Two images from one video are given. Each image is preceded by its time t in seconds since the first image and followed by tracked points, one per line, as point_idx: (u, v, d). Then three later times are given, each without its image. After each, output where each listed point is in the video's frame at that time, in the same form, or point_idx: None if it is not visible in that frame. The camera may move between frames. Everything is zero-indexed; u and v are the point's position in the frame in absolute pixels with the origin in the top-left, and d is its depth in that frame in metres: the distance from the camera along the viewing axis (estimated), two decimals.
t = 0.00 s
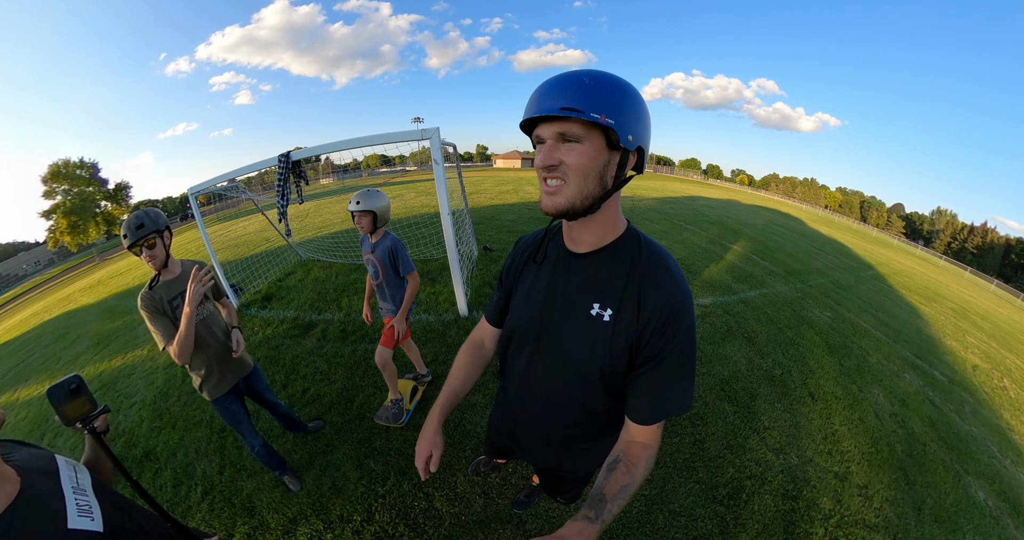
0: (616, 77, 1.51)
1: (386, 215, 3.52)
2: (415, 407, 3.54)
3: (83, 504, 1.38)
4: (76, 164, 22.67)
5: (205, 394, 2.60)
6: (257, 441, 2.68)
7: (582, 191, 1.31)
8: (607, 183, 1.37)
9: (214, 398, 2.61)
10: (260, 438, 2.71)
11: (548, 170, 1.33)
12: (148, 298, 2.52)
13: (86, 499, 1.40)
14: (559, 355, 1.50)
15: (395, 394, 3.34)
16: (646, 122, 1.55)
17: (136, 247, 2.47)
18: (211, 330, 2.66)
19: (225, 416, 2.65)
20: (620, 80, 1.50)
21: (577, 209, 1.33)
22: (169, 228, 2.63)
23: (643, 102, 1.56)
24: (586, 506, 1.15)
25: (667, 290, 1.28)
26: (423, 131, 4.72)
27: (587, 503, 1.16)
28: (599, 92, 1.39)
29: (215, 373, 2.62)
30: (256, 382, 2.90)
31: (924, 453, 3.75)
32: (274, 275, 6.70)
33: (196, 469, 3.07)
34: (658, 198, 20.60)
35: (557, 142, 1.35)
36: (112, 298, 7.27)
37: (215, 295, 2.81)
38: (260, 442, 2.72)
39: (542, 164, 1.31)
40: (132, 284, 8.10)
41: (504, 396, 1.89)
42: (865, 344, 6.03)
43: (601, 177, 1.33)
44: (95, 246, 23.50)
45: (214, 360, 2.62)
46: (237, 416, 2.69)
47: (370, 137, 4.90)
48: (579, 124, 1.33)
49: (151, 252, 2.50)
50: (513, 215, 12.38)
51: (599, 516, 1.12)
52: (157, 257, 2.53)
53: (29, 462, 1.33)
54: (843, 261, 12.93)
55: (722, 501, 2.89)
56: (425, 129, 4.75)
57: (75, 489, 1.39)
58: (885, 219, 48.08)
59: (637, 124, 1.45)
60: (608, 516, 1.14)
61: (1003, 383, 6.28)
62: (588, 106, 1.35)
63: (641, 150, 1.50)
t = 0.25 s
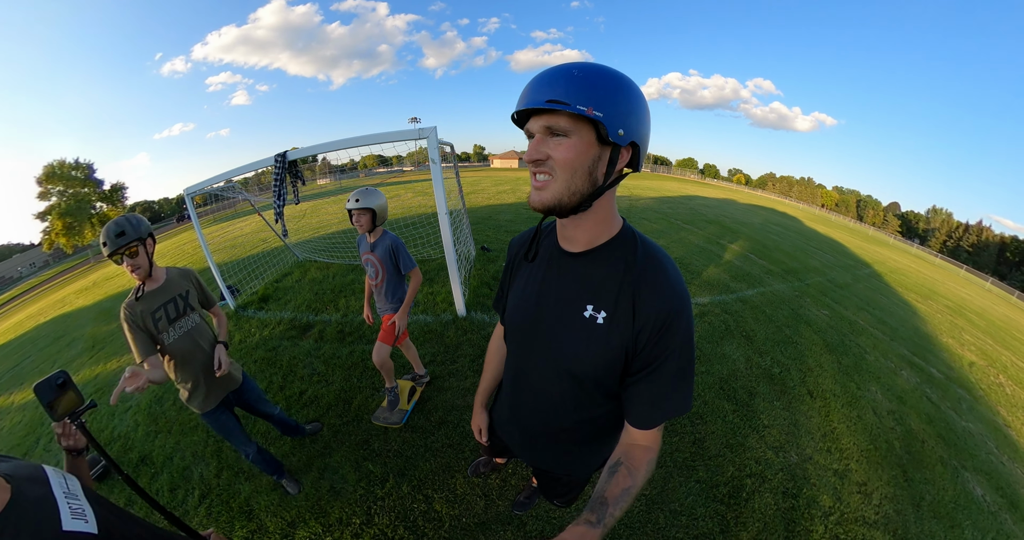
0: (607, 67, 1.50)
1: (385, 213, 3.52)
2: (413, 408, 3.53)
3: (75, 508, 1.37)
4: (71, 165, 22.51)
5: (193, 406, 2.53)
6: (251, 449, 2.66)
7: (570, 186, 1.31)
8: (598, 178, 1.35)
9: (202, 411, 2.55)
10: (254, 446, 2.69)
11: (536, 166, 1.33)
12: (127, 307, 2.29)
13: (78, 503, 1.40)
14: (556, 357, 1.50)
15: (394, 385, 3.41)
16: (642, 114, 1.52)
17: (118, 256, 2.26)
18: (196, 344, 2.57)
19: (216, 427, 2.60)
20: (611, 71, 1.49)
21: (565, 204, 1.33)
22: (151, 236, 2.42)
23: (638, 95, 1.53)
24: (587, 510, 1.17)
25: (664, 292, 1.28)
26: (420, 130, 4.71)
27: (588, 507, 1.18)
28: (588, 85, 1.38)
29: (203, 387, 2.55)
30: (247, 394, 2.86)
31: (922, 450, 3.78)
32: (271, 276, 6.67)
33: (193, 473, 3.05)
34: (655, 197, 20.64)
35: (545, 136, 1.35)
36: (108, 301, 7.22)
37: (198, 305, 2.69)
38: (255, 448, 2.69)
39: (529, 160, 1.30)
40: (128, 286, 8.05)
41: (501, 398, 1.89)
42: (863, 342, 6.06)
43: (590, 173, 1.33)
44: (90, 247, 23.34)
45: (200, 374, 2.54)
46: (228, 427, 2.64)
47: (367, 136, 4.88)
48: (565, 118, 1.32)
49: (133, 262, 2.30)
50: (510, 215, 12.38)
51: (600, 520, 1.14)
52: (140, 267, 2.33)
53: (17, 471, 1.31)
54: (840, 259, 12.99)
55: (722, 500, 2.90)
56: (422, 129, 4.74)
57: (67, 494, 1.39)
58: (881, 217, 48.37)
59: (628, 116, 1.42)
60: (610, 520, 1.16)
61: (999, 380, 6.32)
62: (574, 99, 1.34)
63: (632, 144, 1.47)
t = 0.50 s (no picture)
0: (596, 62, 1.50)
1: (384, 214, 3.50)
2: (412, 411, 3.52)
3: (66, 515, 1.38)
4: (65, 167, 22.31)
5: (187, 415, 2.50)
6: (249, 454, 2.64)
7: (563, 185, 1.31)
8: (592, 175, 1.35)
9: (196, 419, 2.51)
10: (253, 450, 2.68)
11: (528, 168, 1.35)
12: (116, 316, 2.21)
13: (69, 512, 1.40)
14: (558, 358, 1.51)
15: (393, 387, 3.38)
16: (636, 106, 1.50)
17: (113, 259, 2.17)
18: (187, 352, 2.53)
19: (212, 433, 2.59)
20: (599, 66, 1.49)
21: (560, 204, 1.33)
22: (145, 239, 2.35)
23: (630, 88, 1.52)
24: (584, 508, 1.18)
25: (666, 294, 1.28)
26: (417, 130, 4.70)
27: (585, 505, 1.19)
28: (576, 83, 1.39)
29: (197, 395, 2.51)
30: (244, 398, 2.84)
31: (920, 446, 3.82)
32: (267, 278, 6.63)
33: (191, 479, 3.03)
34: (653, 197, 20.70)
35: (536, 138, 1.36)
36: (103, 304, 7.16)
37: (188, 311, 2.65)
38: (253, 453, 2.67)
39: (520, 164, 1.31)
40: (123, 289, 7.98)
41: (503, 398, 1.89)
42: (860, 340, 6.10)
43: (583, 171, 1.33)
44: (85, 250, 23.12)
45: (193, 381, 2.51)
46: (225, 433, 2.62)
47: (364, 137, 4.86)
48: (554, 118, 1.33)
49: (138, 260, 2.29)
50: (507, 215, 12.39)
51: (596, 519, 1.15)
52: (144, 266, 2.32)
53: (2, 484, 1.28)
54: (836, 258, 13.09)
55: (724, 498, 2.91)
56: (419, 129, 4.73)
57: (58, 504, 1.38)
58: (876, 216, 48.76)
59: (620, 109, 1.41)
60: (608, 519, 1.17)
61: (995, 376, 6.39)
62: (561, 98, 1.35)
63: (626, 138, 1.45)
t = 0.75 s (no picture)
0: (586, 62, 1.51)
1: (380, 215, 3.48)
2: (411, 413, 3.51)
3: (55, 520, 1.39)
4: (57, 168, 22.08)
5: (188, 418, 2.47)
6: (247, 457, 2.62)
7: (551, 185, 1.32)
8: (580, 174, 1.35)
9: (198, 422, 2.50)
10: (252, 453, 2.66)
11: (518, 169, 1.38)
12: (118, 316, 2.16)
13: (58, 520, 1.39)
14: (559, 359, 1.50)
15: (391, 391, 3.34)
16: (629, 104, 1.48)
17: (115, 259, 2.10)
18: (185, 354, 2.52)
19: (213, 436, 2.56)
20: (589, 65, 1.49)
21: (549, 203, 1.34)
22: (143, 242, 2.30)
23: (623, 86, 1.51)
24: (587, 508, 1.19)
25: (667, 295, 1.28)
26: (414, 130, 4.69)
27: (589, 505, 1.19)
28: (565, 83, 1.39)
29: (200, 396, 2.51)
30: (242, 398, 2.83)
31: (917, 441, 3.86)
32: (263, 279, 6.59)
33: (188, 485, 3.01)
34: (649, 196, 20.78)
35: (525, 140, 1.38)
36: (96, 307, 7.08)
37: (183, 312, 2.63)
38: (252, 457, 2.65)
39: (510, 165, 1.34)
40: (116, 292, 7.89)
41: (503, 399, 1.89)
42: (856, 337, 6.15)
43: (570, 170, 1.33)
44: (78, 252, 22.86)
45: (195, 381, 2.51)
46: (227, 435, 2.62)
47: (360, 137, 4.84)
48: (540, 119, 1.35)
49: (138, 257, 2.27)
50: (504, 215, 12.39)
51: (600, 518, 1.15)
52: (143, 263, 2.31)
53: None
54: (831, 256, 13.19)
55: (724, 497, 2.92)
56: (416, 129, 4.72)
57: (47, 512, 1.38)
58: (870, 214, 49.19)
59: (608, 107, 1.39)
60: (611, 518, 1.17)
61: (989, 372, 6.47)
62: (545, 99, 1.38)
63: (614, 137, 1.42)
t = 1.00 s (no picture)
0: (575, 63, 1.52)
1: (373, 217, 3.46)
2: (410, 417, 3.50)
3: None
4: (47, 170, 21.78)
5: (189, 419, 2.44)
6: (247, 462, 2.59)
7: (542, 187, 1.36)
8: (569, 176, 1.37)
9: (201, 422, 2.46)
10: (252, 457, 2.64)
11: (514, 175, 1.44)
12: (120, 316, 2.14)
13: None
14: (562, 360, 1.51)
15: (391, 388, 3.40)
16: (622, 101, 1.45)
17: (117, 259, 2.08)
18: (185, 355, 2.50)
19: (215, 437, 2.53)
20: (577, 66, 1.51)
21: (542, 205, 1.38)
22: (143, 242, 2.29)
23: (617, 81, 1.48)
24: (589, 510, 1.19)
25: (671, 298, 1.28)
26: (409, 131, 4.68)
27: (590, 507, 1.20)
28: (555, 87, 1.41)
29: (202, 396, 2.49)
30: (241, 399, 2.81)
31: (912, 435, 3.91)
32: (258, 282, 6.54)
33: (185, 493, 2.97)
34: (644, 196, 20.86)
35: (521, 145, 1.44)
36: (88, 312, 6.98)
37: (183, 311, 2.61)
38: (253, 462, 2.63)
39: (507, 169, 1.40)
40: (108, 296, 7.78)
41: (504, 400, 1.89)
42: (851, 334, 6.22)
43: (559, 172, 1.35)
44: (68, 256, 22.53)
45: (198, 381, 2.49)
46: (229, 437, 2.59)
47: (355, 138, 4.82)
48: (530, 124, 1.40)
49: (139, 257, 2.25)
50: (499, 216, 12.39)
51: (602, 520, 1.16)
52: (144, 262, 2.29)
53: None
54: (825, 253, 13.32)
55: (725, 494, 2.94)
56: (411, 129, 4.70)
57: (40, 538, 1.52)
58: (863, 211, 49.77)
59: (590, 106, 1.38)
60: (613, 521, 1.17)
61: (981, 366, 6.58)
62: (533, 105, 1.42)
63: (601, 135, 1.39)
